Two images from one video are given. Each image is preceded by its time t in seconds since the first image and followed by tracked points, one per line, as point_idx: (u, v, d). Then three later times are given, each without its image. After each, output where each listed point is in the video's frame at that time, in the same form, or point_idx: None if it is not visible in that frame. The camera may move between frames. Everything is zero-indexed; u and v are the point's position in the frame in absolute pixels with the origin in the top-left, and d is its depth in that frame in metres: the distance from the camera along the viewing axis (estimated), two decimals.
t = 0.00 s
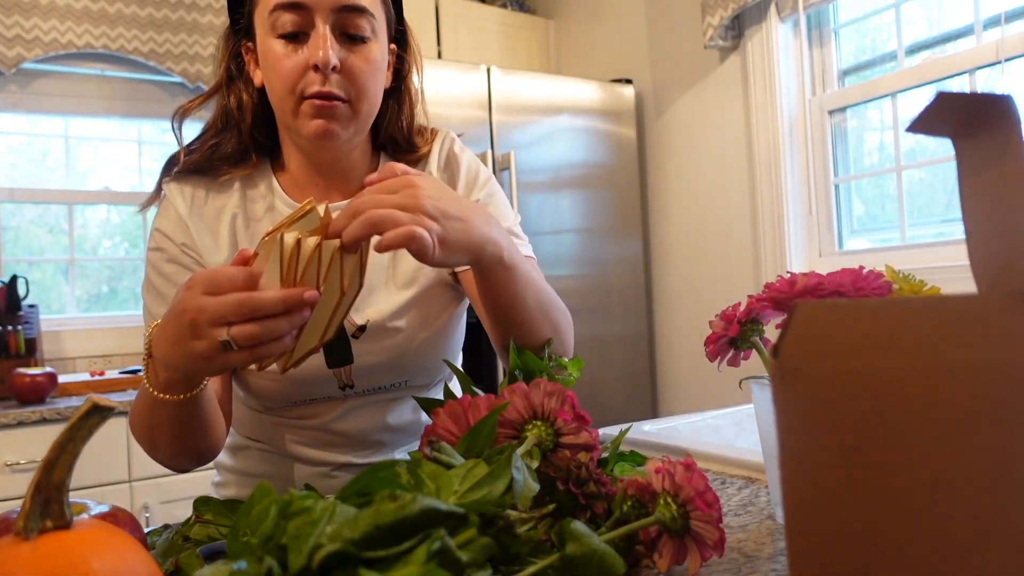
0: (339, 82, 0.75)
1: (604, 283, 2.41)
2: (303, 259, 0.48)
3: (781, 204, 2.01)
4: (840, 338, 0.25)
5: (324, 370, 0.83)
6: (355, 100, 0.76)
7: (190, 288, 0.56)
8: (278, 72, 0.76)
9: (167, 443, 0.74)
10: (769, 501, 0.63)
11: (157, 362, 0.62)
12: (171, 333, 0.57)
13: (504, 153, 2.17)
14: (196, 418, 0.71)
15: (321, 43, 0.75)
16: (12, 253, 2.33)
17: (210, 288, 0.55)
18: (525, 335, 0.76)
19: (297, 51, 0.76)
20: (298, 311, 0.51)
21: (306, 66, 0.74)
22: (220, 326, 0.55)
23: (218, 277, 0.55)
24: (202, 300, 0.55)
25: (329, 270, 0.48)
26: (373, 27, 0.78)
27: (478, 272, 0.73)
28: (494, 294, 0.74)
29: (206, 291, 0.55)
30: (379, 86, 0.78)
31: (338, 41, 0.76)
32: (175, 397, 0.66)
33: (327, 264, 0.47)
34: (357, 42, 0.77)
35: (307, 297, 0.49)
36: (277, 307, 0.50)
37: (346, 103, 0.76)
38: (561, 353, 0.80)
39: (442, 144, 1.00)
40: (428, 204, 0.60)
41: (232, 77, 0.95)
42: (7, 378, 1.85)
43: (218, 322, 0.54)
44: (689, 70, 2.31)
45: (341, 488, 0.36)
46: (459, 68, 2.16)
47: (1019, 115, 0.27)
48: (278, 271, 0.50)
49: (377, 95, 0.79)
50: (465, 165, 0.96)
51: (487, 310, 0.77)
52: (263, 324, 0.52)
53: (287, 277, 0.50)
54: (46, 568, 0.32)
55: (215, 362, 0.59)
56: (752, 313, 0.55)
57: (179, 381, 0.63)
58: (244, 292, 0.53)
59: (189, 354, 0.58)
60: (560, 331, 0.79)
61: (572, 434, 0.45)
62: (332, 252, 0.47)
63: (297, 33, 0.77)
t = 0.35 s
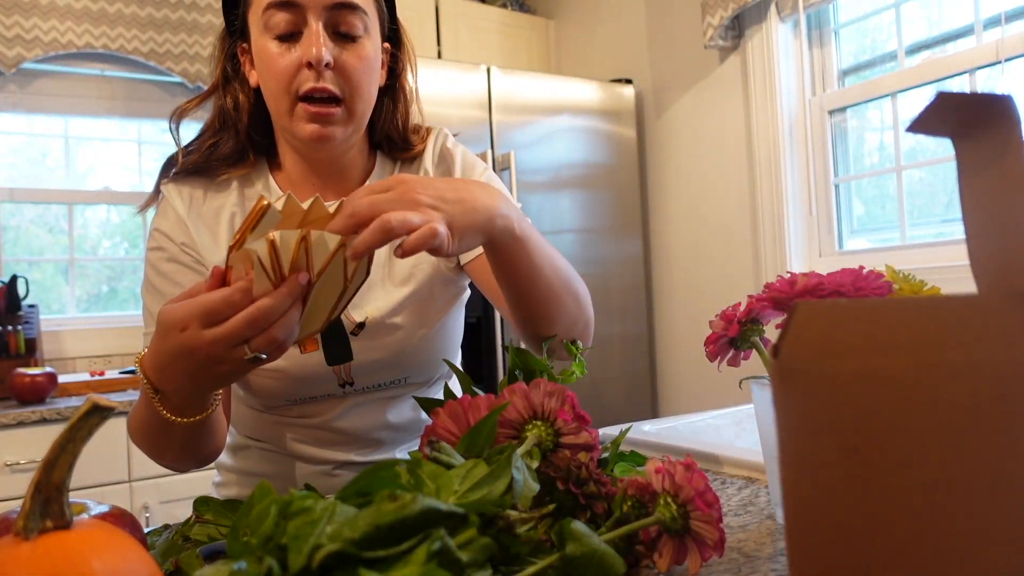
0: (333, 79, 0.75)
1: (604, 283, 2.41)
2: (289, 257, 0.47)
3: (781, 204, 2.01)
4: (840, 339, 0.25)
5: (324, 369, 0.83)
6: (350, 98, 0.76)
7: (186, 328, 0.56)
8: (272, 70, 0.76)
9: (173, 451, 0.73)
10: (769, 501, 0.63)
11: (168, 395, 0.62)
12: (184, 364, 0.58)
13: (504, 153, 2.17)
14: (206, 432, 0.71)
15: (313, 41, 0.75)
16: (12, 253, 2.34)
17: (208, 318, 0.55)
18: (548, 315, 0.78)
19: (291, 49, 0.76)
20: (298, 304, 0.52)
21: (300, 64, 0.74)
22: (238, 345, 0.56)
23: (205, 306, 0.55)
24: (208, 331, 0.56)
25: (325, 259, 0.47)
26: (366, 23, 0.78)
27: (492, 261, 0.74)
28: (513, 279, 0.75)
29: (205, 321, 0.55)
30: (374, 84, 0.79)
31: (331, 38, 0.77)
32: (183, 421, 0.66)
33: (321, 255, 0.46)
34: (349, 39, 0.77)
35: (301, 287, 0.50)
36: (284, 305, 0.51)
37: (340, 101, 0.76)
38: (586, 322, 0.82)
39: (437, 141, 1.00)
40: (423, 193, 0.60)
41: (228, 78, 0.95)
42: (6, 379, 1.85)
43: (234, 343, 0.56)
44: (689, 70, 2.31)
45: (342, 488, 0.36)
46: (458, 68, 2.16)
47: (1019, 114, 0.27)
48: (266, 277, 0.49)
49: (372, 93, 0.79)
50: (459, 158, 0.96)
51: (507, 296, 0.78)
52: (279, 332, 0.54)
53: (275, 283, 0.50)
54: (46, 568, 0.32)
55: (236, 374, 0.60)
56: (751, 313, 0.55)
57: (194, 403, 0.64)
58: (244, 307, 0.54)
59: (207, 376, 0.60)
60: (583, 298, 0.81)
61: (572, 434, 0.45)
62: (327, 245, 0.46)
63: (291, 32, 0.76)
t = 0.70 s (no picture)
0: (330, 82, 0.75)
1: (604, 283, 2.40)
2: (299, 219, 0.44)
3: (781, 204, 2.01)
4: (842, 339, 0.25)
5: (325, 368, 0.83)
6: (348, 101, 0.76)
7: (193, 249, 0.49)
8: (269, 74, 0.76)
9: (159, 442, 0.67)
10: (769, 501, 0.63)
11: (143, 338, 0.54)
12: (163, 295, 0.49)
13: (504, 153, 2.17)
14: (198, 416, 0.66)
15: (310, 45, 0.74)
16: (11, 253, 2.34)
17: (213, 249, 0.48)
18: (584, 272, 0.76)
19: (288, 52, 0.75)
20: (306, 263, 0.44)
21: (297, 68, 0.74)
22: (223, 286, 0.48)
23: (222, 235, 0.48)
24: (207, 261, 0.48)
25: (346, 217, 0.43)
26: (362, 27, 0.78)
27: (523, 219, 0.71)
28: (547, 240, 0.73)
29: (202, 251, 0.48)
30: (371, 87, 0.78)
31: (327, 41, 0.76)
32: (162, 375, 0.58)
33: (341, 210, 0.43)
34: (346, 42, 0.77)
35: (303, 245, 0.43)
36: (285, 258, 0.43)
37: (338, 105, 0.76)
38: (616, 271, 0.81)
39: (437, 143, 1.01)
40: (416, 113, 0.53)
41: (228, 82, 0.96)
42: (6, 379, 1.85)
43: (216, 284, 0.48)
44: (688, 70, 2.31)
45: (341, 488, 0.36)
46: (458, 68, 2.16)
47: (1020, 114, 0.27)
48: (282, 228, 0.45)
49: (370, 96, 0.79)
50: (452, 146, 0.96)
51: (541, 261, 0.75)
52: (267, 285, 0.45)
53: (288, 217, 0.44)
54: (46, 568, 0.32)
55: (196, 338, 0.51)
56: (752, 313, 0.55)
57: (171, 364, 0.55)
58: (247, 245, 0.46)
59: (179, 325, 0.50)
60: (614, 251, 0.79)
61: (572, 434, 0.45)
62: (352, 194, 0.43)
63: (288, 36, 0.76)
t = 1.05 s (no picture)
0: (328, 92, 0.75)
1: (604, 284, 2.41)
2: (317, 180, 0.43)
3: (781, 204, 2.01)
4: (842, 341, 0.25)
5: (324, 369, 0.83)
6: (346, 107, 0.76)
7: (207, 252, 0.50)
8: (267, 82, 0.76)
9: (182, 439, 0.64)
10: (769, 501, 0.63)
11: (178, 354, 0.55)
12: (189, 302, 0.51)
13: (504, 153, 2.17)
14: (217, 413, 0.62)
15: (308, 55, 0.73)
16: (11, 253, 2.33)
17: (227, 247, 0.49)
18: (577, 257, 0.76)
19: (286, 61, 0.75)
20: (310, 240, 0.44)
21: (296, 77, 0.74)
22: (241, 280, 0.48)
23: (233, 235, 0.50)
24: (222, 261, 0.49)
25: (364, 164, 0.42)
26: (363, 33, 0.77)
27: (506, 210, 0.72)
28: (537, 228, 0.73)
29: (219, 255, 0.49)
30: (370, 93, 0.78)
31: (326, 49, 0.76)
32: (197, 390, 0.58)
33: (359, 157, 0.42)
34: (346, 49, 0.76)
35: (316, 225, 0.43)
36: (292, 232, 0.43)
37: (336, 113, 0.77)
38: (616, 257, 0.80)
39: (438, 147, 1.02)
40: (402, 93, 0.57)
41: (227, 83, 0.96)
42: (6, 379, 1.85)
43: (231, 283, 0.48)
44: (688, 70, 2.31)
45: (342, 488, 0.36)
46: (458, 68, 2.16)
47: (1020, 115, 0.27)
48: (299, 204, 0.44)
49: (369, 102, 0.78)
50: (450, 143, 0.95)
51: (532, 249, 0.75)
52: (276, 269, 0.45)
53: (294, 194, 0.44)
54: (46, 568, 0.32)
55: (224, 337, 0.51)
56: (752, 313, 0.55)
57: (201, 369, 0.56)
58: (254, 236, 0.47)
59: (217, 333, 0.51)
60: (612, 234, 0.79)
61: (572, 434, 0.45)
62: (365, 142, 0.43)
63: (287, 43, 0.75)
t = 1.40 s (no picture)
0: (329, 105, 0.74)
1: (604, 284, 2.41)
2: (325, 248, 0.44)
3: (781, 205, 2.01)
4: (842, 343, 0.25)
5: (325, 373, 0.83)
6: (348, 119, 0.76)
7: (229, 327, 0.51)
8: (267, 93, 0.76)
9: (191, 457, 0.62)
10: (769, 501, 0.63)
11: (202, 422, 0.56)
12: (212, 376, 0.52)
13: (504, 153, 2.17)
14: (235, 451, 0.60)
15: (308, 66, 0.74)
16: (11, 253, 2.33)
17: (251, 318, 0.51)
18: (576, 289, 0.77)
19: (287, 71, 0.75)
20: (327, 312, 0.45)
21: (297, 88, 0.74)
22: (265, 357, 0.49)
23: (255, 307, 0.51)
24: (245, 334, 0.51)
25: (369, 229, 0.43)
26: (365, 43, 0.77)
27: (508, 251, 0.73)
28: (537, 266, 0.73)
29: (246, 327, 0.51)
30: (371, 104, 0.78)
31: (326, 57, 0.76)
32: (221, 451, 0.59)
33: (363, 225, 0.43)
34: (347, 59, 0.76)
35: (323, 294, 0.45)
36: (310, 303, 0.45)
37: (337, 125, 0.76)
38: (613, 283, 0.81)
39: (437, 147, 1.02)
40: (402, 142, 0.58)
41: (227, 89, 0.95)
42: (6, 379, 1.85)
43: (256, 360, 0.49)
44: (688, 69, 2.31)
45: (342, 488, 0.36)
46: (458, 68, 2.16)
47: (1020, 115, 0.27)
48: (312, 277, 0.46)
49: (370, 112, 0.78)
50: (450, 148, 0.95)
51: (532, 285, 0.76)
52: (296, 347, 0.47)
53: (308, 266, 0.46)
54: (46, 568, 0.32)
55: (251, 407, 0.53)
56: (752, 313, 0.55)
57: (226, 439, 0.57)
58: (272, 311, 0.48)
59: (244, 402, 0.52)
60: (608, 262, 0.79)
61: (572, 434, 0.45)
62: (368, 209, 0.44)
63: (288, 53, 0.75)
